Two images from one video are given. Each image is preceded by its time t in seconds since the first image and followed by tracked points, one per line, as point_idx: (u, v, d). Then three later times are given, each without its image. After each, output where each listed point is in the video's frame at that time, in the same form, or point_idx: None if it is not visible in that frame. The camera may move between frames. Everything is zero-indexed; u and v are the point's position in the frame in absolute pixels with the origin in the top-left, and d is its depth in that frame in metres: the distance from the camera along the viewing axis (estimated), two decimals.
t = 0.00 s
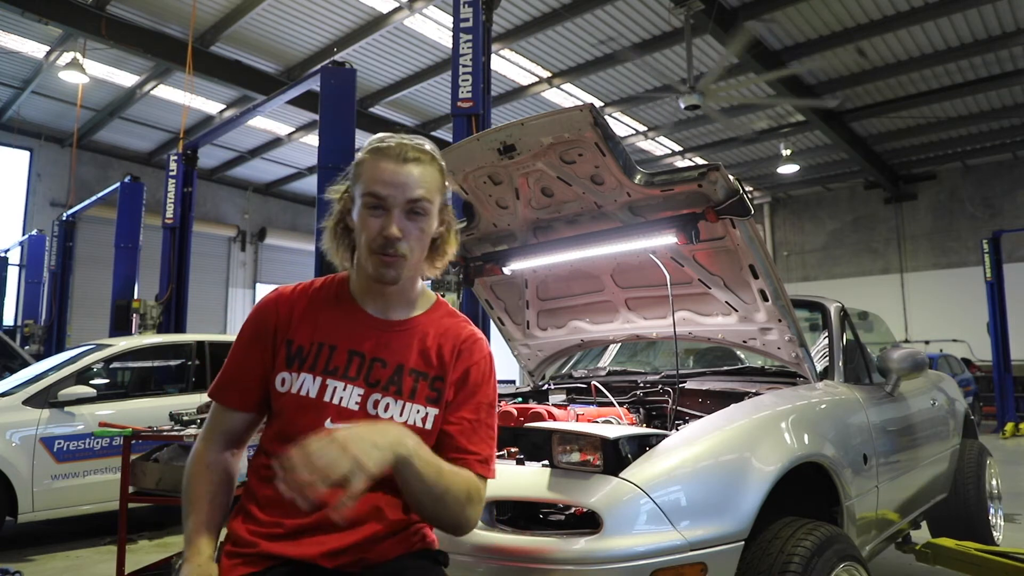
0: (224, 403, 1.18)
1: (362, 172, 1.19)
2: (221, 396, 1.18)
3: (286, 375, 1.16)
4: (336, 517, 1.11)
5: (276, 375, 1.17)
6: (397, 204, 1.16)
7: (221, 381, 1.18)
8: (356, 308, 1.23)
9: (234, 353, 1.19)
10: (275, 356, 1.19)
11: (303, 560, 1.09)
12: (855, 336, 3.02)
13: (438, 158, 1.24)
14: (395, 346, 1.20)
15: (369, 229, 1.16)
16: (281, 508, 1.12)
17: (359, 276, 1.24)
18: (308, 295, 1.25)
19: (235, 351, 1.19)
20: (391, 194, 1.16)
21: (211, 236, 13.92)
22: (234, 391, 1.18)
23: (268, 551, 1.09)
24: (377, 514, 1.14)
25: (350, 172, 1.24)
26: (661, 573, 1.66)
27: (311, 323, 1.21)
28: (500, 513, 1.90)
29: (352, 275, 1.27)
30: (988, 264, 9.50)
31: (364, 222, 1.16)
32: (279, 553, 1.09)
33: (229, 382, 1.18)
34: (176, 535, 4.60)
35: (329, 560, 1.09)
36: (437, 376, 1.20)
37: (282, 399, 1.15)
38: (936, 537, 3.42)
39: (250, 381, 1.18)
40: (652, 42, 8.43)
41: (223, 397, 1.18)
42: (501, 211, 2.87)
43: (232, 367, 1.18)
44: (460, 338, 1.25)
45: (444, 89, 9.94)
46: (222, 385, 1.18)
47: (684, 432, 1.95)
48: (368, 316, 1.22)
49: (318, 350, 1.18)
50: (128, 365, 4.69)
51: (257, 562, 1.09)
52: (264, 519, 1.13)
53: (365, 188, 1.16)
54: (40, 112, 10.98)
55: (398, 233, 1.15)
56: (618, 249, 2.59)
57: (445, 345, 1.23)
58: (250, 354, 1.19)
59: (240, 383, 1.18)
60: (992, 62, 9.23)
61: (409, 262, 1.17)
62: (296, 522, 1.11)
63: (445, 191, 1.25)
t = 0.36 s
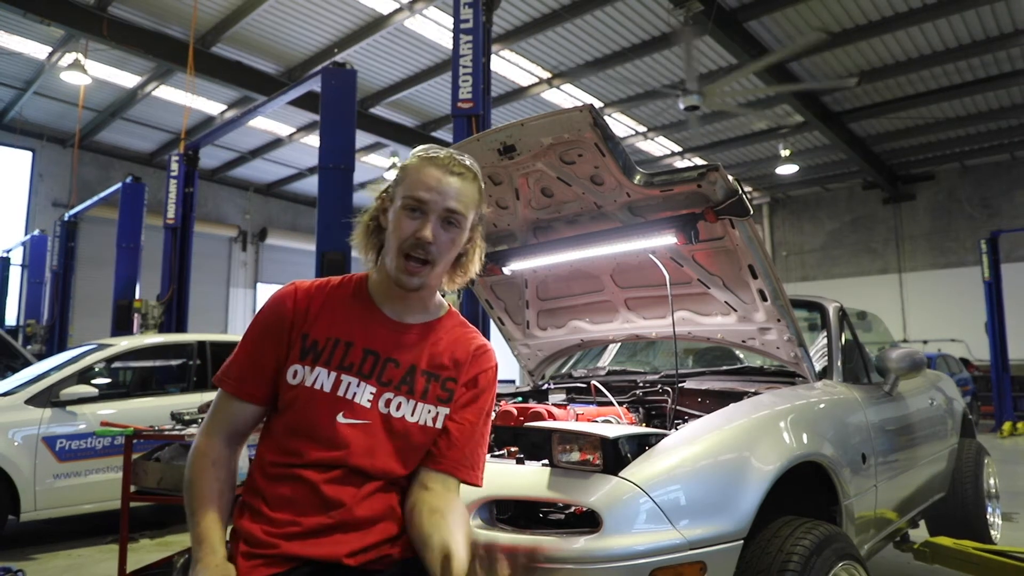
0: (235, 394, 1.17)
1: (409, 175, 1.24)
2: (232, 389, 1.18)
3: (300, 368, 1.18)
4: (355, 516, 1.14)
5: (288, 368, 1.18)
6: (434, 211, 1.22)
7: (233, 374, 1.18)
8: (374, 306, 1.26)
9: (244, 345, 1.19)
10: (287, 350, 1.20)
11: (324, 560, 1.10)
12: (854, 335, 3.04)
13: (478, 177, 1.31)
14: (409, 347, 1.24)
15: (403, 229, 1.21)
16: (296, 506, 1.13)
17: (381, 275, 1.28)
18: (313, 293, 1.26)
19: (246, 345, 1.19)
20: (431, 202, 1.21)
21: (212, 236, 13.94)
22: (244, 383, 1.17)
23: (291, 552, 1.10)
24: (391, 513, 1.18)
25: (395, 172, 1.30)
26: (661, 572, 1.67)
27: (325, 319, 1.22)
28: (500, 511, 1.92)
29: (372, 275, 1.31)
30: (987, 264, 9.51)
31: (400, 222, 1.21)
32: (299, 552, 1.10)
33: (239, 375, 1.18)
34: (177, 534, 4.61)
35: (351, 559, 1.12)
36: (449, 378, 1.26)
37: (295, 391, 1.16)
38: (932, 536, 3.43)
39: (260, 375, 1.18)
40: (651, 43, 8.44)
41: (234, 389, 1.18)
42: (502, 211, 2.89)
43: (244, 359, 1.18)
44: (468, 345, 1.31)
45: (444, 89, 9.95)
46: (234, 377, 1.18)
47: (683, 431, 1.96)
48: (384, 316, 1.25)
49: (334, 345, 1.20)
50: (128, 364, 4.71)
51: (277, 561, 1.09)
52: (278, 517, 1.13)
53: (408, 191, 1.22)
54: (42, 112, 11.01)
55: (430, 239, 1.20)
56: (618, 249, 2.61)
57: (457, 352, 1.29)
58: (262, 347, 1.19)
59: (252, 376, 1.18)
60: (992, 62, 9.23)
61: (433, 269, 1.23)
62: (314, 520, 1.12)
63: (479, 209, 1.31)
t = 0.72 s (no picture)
0: (243, 394, 1.12)
1: (432, 178, 1.26)
2: (243, 388, 1.12)
3: (317, 369, 1.16)
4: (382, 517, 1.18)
5: (302, 368, 1.16)
6: (456, 214, 1.23)
7: (245, 373, 1.12)
8: (386, 306, 1.26)
9: (253, 343, 1.13)
10: (300, 348, 1.17)
11: (364, 558, 1.14)
12: (854, 336, 3.04)
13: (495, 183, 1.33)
14: (421, 351, 1.26)
15: (425, 230, 1.22)
16: (320, 508, 1.13)
17: (393, 275, 1.28)
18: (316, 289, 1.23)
19: (255, 344, 1.14)
20: (453, 205, 1.23)
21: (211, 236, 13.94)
22: (256, 384, 1.13)
23: (334, 553, 1.11)
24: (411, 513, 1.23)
25: (416, 174, 1.31)
26: (661, 572, 1.67)
27: (339, 318, 1.21)
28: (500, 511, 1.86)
29: (383, 275, 1.30)
30: (987, 264, 9.50)
31: (422, 224, 1.22)
32: (339, 553, 1.11)
33: (250, 374, 1.12)
34: (176, 535, 4.61)
35: (392, 556, 1.17)
36: (458, 385, 1.30)
37: (312, 392, 1.14)
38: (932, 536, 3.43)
39: (270, 374, 1.14)
40: (651, 43, 8.44)
41: (245, 389, 1.12)
42: (502, 211, 2.89)
43: (253, 357, 1.13)
44: (470, 352, 1.35)
45: (445, 89, 9.95)
46: (243, 376, 1.12)
47: (684, 431, 1.96)
48: (396, 317, 1.26)
49: (350, 346, 1.19)
50: (128, 364, 4.72)
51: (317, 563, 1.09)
52: (303, 520, 1.12)
53: (432, 193, 1.24)
54: (42, 112, 11.01)
55: (452, 242, 1.21)
56: (617, 249, 2.61)
57: (465, 358, 1.33)
58: (273, 347, 1.15)
59: (264, 374, 1.13)
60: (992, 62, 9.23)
61: (451, 272, 1.24)
62: (347, 521, 1.14)
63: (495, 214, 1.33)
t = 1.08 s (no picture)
0: (254, 410, 1.05)
1: (418, 173, 1.28)
2: (257, 406, 1.05)
3: (324, 377, 1.13)
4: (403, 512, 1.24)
5: (308, 378, 1.12)
6: (451, 208, 1.28)
7: (255, 390, 1.05)
8: (375, 303, 1.25)
9: (255, 358, 1.06)
10: (304, 356, 1.12)
11: (407, 556, 1.21)
12: (854, 335, 3.04)
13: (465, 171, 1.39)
14: (410, 347, 1.28)
15: (423, 227, 1.25)
16: (349, 512, 1.14)
17: (381, 270, 1.28)
18: (306, 292, 1.16)
19: (262, 357, 1.06)
20: (445, 198, 1.27)
21: (211, 236, 13.94)
22: (268, 399, 1.06)
23: (382, 554, 1.16)
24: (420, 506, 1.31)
25: (392, 166, 1.30)
26: (661, 572, 1.67)
27: (335, 321, 1.17)
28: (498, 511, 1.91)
29: (366, 273, 1.28)
30: (987, 264, 9.50)
31: (419, 220, 1.25)
32: (386, 554, 1.17)
33: (259, 391, 1.05)
34: (177, 535, 4.61)
35: (428, 551, 1.26)
36: (443, 375, 1.35)
37: (321, 400, 1.12)
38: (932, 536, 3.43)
39: (278, 387, 1.08)
40: (651, 43, 8.44)
41: (258, 406, 1.05)
42: (502, 212, 2.89)
43: (260, 370, 1.06)
44: (446, 341, 1.40)
45: (445, 89, 9.95)
46: (254, 394, 1.05)
47: (683, 431, 1.96)
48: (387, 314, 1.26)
49: (352, 349, 1.18)
50: (128, 365, 4.71)
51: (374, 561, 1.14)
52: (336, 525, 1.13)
53: (422, 187, 1.26)
54: (42, 112, 11.01)
55: (452, 234, 1.27)
56: (617, 249, 2.61)
57: (443, 348, 1.38)
58: (280, 359, 1.08)
59: (273, 388, 1.07)
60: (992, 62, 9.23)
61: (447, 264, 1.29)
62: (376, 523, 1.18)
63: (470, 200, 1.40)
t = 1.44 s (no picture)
0: (276, 429, 1.02)
1: (361, 164, 1.23)
2: (279, 423, 1.03)
3: (320, 383, 1.11)
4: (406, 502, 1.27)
5: (305, 387, 1.09)
6: (403, 191, 1.25)
7: (272, 409, 1.02)
8: (347, 301, 1.23)
9: (260, 378, 1.02)
10: (298, 366, 1.09)
11: (425, 550, 1.24)
12: (854, 335, 3.04)
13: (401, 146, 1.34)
14: (386, 340, 1.27)
15: (380, 217, 1.21)
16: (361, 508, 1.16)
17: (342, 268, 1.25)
18: (289, 300, 1.12)
19: (266, 375, 1.03)
20: (395, 184, 1.23)
21: (211, 236, 13.94)
22: (284, 414, 1.04)
23: (402, 548, 1.19)
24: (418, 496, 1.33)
25: (329, 161, 1.24)
26: (661, 572, 1.67)
27: (318, 324, 1.15)
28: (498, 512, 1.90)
29: (329, 274, 1.25)
30: (987, 264, 9.50)
31: (374, 212, 1.21)
32: (407, 546, 1.20)
33: (273, 411, 1.02)
34: (176, 535, 4.61)
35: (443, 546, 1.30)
36: (414, 361, 1.35)
37: (319, 407, 1.10)
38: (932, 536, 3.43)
39: (287, 401, 1.05)
40: (652, 43, 8.44)
41: (279, 423, 1.03)
42: (502, 211, 2.89)
43: (269, 390, 1.02)
44: (411, 327, 1.40)
45: (445, 89, 9.95)
46: (270, 413, 1.02)
47: (683, 431, 1.96)
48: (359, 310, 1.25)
49: (339, 351, 1.16)
50: (128, 364, 4.71)
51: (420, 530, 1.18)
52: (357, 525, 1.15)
53: (369, 177, 1.22)
54: (42, 112, 11.01)
55: (411, 217, 1.25)
56: (617, 249, 2.61)
57: (411, 334, 1.38)
58: (283, 373, 1.05)
59: (286, 404, 1.04)
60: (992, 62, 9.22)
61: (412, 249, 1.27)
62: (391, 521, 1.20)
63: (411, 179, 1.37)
